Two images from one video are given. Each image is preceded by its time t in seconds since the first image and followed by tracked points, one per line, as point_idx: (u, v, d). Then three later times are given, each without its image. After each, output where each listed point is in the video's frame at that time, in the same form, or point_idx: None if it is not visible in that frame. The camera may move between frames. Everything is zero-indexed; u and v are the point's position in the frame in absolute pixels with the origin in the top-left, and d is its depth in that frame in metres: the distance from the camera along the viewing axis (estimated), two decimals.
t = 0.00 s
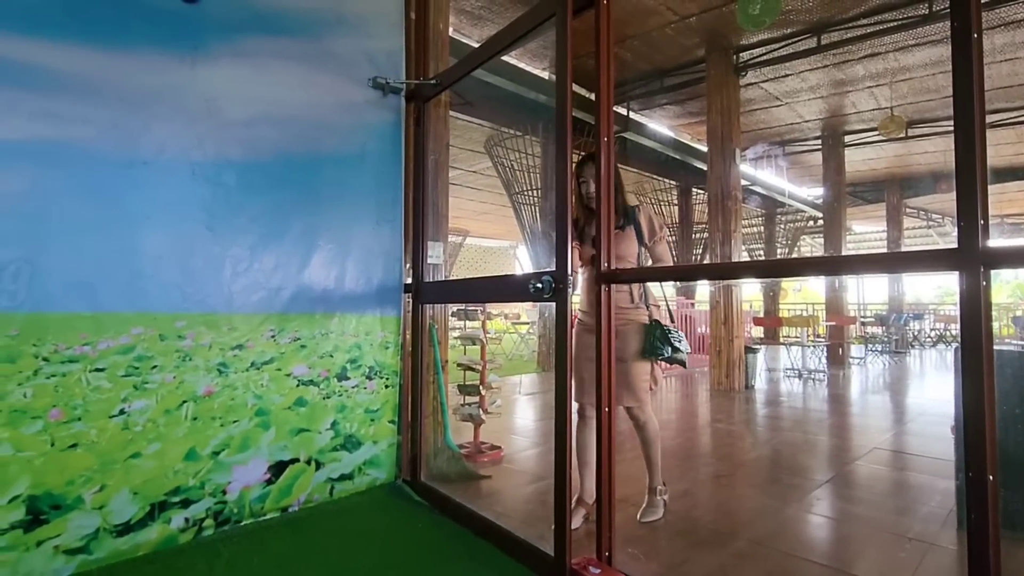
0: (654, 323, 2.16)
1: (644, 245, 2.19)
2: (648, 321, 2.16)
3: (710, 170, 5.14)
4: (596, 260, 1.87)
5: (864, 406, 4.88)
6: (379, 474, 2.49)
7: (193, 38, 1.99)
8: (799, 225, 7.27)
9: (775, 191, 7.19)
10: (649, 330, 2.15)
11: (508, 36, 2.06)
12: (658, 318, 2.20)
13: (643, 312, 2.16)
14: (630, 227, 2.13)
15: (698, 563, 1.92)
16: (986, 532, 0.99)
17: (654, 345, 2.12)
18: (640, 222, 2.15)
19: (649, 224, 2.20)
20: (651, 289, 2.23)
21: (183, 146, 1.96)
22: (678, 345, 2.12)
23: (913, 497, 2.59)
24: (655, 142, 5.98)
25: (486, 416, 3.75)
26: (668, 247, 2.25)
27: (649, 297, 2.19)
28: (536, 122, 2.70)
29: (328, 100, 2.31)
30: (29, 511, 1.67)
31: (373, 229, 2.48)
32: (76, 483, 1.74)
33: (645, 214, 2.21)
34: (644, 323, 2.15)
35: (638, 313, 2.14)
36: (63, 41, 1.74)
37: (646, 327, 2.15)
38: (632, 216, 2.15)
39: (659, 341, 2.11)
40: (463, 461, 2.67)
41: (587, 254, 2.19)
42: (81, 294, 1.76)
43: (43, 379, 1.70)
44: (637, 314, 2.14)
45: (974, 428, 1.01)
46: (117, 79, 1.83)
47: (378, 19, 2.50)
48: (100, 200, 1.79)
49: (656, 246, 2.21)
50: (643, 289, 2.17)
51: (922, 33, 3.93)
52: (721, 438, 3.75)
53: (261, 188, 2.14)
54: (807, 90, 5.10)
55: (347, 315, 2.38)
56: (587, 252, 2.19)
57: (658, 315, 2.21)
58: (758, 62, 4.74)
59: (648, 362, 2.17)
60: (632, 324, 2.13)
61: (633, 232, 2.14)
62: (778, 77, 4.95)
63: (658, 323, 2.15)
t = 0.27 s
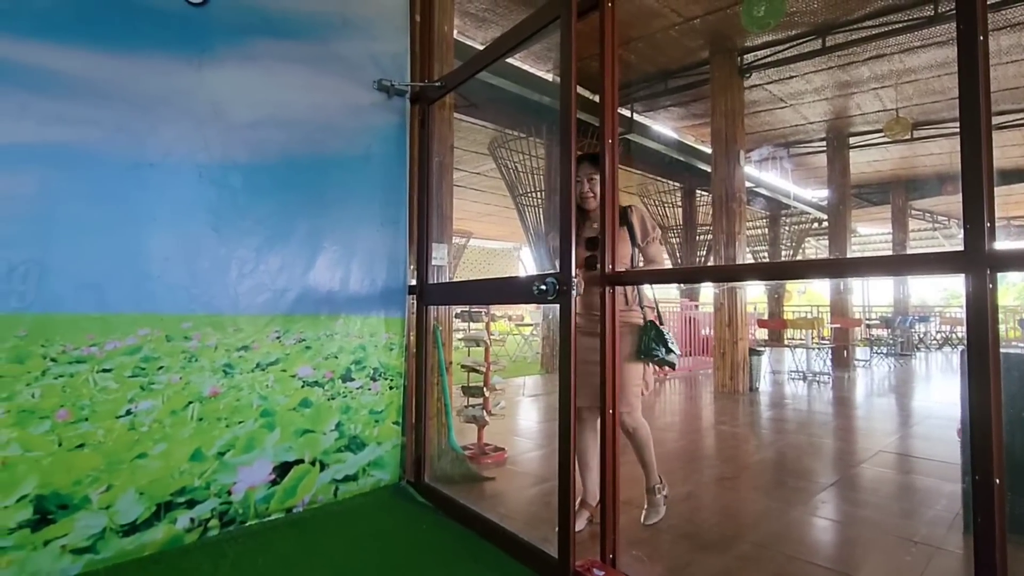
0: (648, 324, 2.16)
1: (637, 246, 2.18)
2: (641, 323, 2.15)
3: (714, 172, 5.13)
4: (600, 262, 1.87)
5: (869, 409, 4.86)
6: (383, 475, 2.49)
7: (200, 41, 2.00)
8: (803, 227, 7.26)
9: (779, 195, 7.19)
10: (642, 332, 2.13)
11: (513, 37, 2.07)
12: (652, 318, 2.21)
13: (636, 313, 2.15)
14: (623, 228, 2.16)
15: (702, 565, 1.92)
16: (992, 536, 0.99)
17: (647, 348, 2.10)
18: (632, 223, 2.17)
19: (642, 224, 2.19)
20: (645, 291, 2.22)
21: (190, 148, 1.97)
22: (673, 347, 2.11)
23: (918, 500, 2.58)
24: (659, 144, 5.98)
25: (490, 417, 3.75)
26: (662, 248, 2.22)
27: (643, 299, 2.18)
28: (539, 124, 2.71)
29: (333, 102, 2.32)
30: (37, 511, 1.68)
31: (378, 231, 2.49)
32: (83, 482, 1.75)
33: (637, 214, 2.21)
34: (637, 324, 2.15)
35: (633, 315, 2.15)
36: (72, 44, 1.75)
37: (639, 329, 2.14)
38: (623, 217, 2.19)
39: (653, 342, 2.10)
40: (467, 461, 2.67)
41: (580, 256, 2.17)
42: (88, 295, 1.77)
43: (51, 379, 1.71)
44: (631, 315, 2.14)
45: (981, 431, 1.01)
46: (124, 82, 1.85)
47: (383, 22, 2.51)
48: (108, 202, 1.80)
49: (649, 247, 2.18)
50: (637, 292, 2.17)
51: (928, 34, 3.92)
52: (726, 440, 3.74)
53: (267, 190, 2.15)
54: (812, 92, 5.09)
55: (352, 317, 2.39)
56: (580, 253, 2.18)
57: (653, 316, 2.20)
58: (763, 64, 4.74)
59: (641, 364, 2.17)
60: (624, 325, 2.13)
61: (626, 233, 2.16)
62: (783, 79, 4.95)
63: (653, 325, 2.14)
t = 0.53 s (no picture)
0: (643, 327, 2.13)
1: (631, 248, 2.16)
2: (637, 325, 2.14)
3: (719, 174, 5.12)
4: (605, 264, 1.87)
5: (875, 412, 4.85)
6: (387, 476, 2.50)
7: (207, 44, 2.01)
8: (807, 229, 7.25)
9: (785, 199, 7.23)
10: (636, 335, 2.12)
11: (519, 40, 2.07)
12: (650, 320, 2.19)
13: (633, 316, 2.14)
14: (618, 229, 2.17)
15: (707, 568, 1.91)
16: (999, 540, 0.99)
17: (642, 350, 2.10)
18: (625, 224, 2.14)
19: (637, 225, 2.17)
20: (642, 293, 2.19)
21: (196, 150, 1.98)
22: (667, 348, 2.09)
23: (924, 504, 2.57)
24: (663, 145, 5.98)
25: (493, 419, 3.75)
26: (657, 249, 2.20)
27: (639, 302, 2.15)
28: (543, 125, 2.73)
29: (338, 105, 2.34)
30: (44, 510, 1.69)
31: (382, 233, 2.50)
32: (89, 482, 1.76)
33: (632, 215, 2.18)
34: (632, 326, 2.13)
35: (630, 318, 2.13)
36: (80, 46, 1.77)
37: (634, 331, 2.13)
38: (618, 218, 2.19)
39: (648, 343, 2.09)
40: (470, 464, 2.68)
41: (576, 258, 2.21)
42: (95, 297, 1.78)
43: (59, 380, 1.72)
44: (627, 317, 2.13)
45: (988, 434, 1.00)
46: (132, 85, 1.86)
47: (388, 25, 2.52)
48: (115, 204, 1.82)
49: (643, 248, 2.15)
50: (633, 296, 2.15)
51: (934, 36, 3.91)
52: (730, 443, 3.73)
53: (273, 192, 2.16)
54: (817, 94, 5.08)
55: (356, 318, 2.40)
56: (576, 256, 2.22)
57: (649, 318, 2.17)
58: (767, 65, 4.74)
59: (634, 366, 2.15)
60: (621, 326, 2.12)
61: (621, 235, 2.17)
62: (787, 80, 4.94)
63: (648, 327, 2.12)
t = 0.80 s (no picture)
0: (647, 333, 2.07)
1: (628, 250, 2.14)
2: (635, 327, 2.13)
3: (724, 177, 5.11)
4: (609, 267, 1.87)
5: (883, 416, 4.81)
6: (392, 478, 2.50)
7: (216, 49, 2.03)
8: (814, 232, 7.22)
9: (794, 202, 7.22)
10: (639, 338, 2.06)
11: (514, 43, 2.08)
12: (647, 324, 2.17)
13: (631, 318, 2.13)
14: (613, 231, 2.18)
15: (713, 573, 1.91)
16: (1008, 545, 0.98)
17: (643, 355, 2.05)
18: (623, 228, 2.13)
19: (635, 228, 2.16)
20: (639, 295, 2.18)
21: (204, 154, 2.00)
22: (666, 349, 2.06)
23: (933, 509, 2.54)
24: (669, 148, 5.98)
25: (498, 422, 3.76)
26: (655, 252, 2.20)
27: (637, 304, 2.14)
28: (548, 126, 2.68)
29: (345, 108, 2.35)
30: (53, 510, 1.71)
31: (388, 235, 2.51)
32: (98, 482, 1.78)
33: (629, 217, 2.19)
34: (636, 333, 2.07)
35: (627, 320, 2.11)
36: (91, 51, 1.79)
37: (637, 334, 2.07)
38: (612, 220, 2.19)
39: (651, 346, 2.04)
40: (475, 467, 2.68)
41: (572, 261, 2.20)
42: (105, 298, 1.80)
43: (68, 381, 1.74)
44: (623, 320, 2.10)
45: (997, 439, 1.00)
46: (142, 89, 1.88)
47: (394, 29, 2.54)
48: (125, 207, 1.83)
49: (642, 249, 2.16)
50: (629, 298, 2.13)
51: (942, 38, 3.89)
52: (736, 446, 3.72)
53: (280, 195, 2.18)
54: (824, 96, 5.07)
55: (362, 321, 2.41)
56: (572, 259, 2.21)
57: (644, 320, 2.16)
58: (774, 68, 4.74)
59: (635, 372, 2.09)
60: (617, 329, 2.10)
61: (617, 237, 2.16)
62: (794, 83, 4.92)
63: (651, 330, 2.07)
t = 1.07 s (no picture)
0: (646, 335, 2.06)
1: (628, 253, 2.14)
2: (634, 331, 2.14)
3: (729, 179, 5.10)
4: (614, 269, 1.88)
5: (889, 420, 4.79)
6: (397, 480, 2.51)
7: (223, 53, 2.05)
8: (820, 234, 7.20)
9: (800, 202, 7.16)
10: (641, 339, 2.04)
11: (512, 45, 2.09)
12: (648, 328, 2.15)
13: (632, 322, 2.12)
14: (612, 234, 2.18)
15: None
16: (1017, 551, 0.98)
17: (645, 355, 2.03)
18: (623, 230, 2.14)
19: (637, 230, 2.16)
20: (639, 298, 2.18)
21: (211, 157, 2.01)
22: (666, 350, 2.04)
23: (940, 514, 2.53)
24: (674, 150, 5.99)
25: (503, 423, 3.76)
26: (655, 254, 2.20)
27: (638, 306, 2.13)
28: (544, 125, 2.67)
29: (350, 112, 2.36)
30: (61, 510, 1.72)
31: (393, 238, 2.52)
32: (105, 483, 1.79)
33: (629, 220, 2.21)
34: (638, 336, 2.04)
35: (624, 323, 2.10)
36: (101, 55, 1.80)
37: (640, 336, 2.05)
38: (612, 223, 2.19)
39: (652, 349, 2.03)
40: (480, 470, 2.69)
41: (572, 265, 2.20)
42: (112, 300, 1.81)
43: (76, 382, 1.75)
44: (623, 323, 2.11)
45: (1005, 444, 0.99)
46: (151, 93, 1.90)
47: (400, 32, 2.55)
48: (132, 209, 1.85)
49: (643, 251, 2.16)
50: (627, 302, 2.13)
51: (948, 40, 3.87)
52: (741, 449, 3.71)
53: (286, 197, 2.19)
54: (829, 98, 5.06)
55: (367, 323, 2.42)
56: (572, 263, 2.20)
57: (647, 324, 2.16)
58: (779, 70, 4.73)
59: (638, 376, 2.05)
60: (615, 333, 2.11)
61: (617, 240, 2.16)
62: (799, 85, 4.91)
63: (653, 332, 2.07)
